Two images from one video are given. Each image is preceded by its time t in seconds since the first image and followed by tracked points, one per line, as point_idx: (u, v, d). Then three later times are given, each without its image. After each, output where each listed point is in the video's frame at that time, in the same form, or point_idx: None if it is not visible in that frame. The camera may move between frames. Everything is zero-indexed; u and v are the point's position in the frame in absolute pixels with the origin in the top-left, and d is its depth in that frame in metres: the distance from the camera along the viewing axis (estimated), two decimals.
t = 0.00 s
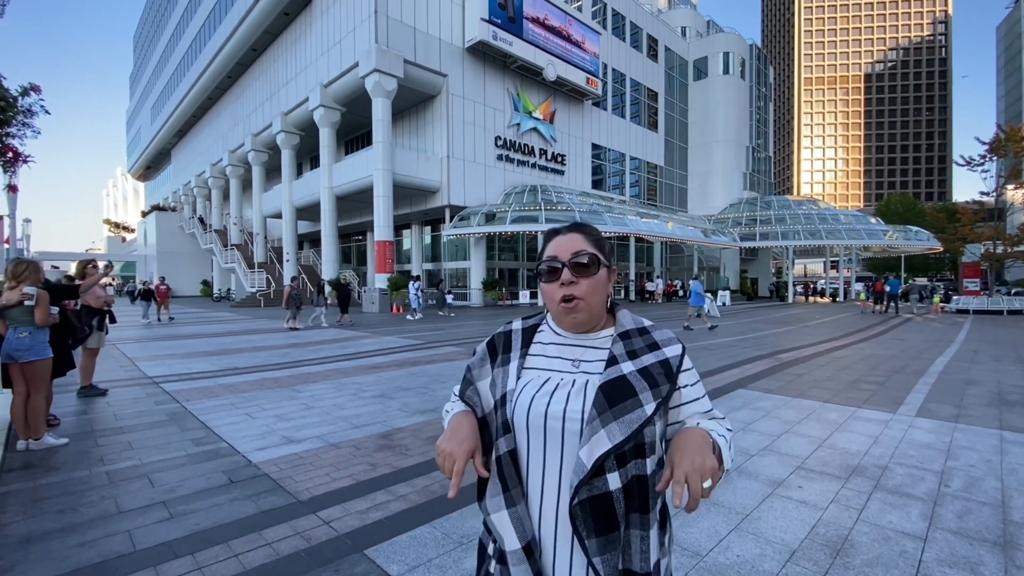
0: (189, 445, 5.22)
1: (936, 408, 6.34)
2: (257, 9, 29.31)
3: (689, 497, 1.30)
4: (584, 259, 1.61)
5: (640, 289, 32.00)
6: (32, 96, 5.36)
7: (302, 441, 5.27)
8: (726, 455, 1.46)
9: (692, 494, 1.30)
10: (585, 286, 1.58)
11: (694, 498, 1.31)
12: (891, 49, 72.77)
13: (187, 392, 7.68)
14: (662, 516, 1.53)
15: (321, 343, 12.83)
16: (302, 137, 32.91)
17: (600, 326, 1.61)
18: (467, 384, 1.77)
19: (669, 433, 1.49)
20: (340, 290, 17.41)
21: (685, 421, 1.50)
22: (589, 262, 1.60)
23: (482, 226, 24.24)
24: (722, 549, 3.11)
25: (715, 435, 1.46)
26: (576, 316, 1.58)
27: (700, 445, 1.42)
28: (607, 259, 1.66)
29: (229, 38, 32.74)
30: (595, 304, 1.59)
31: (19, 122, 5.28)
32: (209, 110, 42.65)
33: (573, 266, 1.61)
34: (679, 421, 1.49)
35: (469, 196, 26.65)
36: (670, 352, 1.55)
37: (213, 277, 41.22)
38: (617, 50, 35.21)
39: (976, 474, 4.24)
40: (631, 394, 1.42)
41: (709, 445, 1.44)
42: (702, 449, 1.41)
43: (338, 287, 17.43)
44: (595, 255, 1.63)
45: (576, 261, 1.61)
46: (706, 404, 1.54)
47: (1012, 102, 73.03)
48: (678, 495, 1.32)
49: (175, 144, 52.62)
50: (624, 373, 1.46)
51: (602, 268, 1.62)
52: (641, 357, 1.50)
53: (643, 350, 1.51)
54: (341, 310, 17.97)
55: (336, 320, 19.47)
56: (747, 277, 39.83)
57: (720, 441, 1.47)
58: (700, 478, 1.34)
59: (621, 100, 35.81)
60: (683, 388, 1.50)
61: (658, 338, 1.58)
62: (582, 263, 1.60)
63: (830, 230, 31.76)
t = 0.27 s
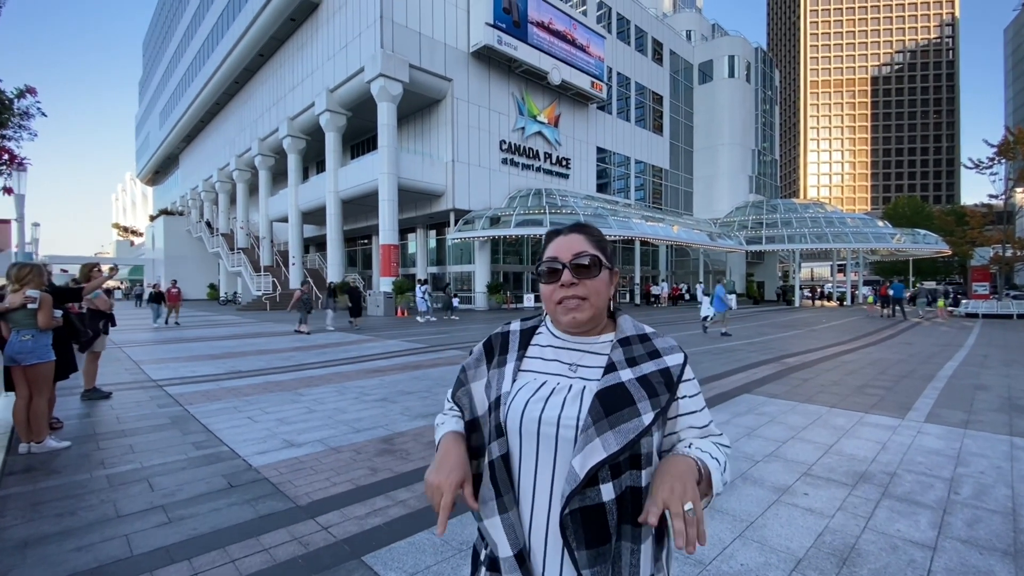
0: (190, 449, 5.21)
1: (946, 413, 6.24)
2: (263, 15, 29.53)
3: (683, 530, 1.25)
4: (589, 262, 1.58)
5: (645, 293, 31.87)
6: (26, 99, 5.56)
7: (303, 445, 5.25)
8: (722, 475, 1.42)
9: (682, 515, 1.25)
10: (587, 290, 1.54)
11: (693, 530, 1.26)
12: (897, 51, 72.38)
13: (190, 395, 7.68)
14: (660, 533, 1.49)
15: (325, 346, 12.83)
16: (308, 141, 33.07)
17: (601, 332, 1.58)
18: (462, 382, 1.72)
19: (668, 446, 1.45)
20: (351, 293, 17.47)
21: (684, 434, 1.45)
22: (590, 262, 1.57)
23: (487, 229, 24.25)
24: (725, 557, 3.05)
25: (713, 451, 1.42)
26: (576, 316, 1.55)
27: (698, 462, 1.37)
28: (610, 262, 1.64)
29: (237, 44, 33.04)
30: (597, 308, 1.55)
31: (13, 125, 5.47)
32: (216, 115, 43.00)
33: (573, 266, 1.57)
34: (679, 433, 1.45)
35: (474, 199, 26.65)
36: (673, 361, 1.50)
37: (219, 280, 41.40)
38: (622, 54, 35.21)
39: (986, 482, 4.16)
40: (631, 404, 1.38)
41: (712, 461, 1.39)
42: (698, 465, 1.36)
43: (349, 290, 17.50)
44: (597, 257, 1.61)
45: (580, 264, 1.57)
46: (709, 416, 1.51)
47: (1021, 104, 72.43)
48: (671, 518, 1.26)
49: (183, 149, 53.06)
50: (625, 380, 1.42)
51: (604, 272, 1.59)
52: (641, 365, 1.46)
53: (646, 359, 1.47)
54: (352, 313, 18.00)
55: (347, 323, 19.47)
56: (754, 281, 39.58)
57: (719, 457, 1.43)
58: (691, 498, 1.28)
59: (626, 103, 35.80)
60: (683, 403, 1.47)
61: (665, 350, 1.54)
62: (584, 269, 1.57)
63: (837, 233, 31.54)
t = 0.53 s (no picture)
0: (190, 455, 5.19)
1: (953, 419, 6.16)
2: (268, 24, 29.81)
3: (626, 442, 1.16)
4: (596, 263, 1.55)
5: (649, 298, 31.78)
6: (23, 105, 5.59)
7: (303, 451, 5.22)
8: (709, 487, 1.33)
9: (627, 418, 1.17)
10: (590, 292, 1.51)
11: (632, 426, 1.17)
12: (901, 56, 72.28)
13: (192, 401, 7.68)
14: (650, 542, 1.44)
15: (328, 352, 12.84)
16: (312, 148, 33.26)
17: (596, 334, 1.54)
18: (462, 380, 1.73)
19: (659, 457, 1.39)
20: (359, 301, 17.63)
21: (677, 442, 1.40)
22: (599, 264, 1.55)
23: (489, 234, 24.29)
24: (727, 566, 3.01)
25: (706, 461, 1.37)
26: (575, 316, 1.51)
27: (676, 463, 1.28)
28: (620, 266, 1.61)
29: (243, 52, 33.36)
30: (596, 308, 1.52)
31: (11, 130, 5.51)
32: (222, 122, 43.38)
33: (582, 267, 1.55)
34: (672, 440, 1.39)
35: (477, 205, 26.68)
36: (670, 370, 1.44)
37: (225, 286, 41.57)
38: (625, 59, 35.28)
39: (994, 488, 4.08)
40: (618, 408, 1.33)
41: (697, 472, 1.32)
42: (674, 466, 1.26)
43: (358, 297, 17.65)
44: (607, 257, 1.59)
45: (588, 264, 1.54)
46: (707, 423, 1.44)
47: None
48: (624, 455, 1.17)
49: (189, 156, 53.46)
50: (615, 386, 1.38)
51: (610, 275, 1.56)
52: (635, 371, 1.41)
53: (642, 364, 1.43)
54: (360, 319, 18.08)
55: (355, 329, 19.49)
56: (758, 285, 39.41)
57: (714, 467, 1.38)
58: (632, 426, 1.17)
59: (629, 109, 35.86)
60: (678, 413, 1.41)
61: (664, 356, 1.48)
62: (591, 268, 1.54)
63: (841, 238, 31.39)
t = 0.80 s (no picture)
0: (191, 462, 5.19)
1: (958, 425, 6.11)
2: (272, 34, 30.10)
3: (588, 454, 1.14)
4: (600, 275, 1.55)
5: (651, 304, 31.73)
6: (25, 114, 5.64)
7: (304, 458, 5.22)
8: (684, 505, 1.28)
9: (595, 450, 1.13)
10: (590, 306, 1.52)
11: (601, 456, 1.12)
12: (902, 61, 72.38)
13: (194, 408, 7.68)
14: (637, 554, 1.36)
15: (330, 359, 12.83)
16: (316, 155, 33.45)
17: (593, 347, 1.55)
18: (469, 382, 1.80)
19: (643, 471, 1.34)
20: (370, 309, 17.72)
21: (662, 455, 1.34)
22: (601, 279, 1.55)
23: (491, 241, 24.34)
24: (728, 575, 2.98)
25: (689, 476, 1.32)
26: (576, 333, 1.53)
27: (644, 474, 1.23)
28: (622, 278, 1.61)
29: (246, 61, 33.62)
30: (596, 321, 1.53)
31: (13, 141, 5.55)
32: (226, 130, 43.66)
33: (586, 280, 1.55)
34: (656, 454, 1.34)
35: (479, 211, 26.75)
36: (658, 382, 1.38)
37: (228, 293, 41.69)
38: (626, 66, 35.44)
39: (1000, 496, 4.04)
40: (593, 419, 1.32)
41: (672, 488, 1.27)
42: (643, 475, 1.23)
43: (368, 306, 17.76)
44: (611, 270, 1.61)
45: (590, 278, 1.55)
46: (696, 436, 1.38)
47: None
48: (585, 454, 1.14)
49: (193, 164, 53.82)
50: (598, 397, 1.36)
51: (610, 290, 1.55)
52: (621, 382, 1.37)
53: (629, 376, 1.39)
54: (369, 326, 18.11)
55: (364, 335, 19.50)
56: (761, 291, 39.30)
57: (698, 484, 1.33)
58: (608, 430, 1.15)
59: (630, 115, 35.99)
60: (665, 426, 1.35)
61: (654, 369, 1.42)
62: (594, 284, 1.55)
63: (844, 243, 31.30)
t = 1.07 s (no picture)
0: (192, 470, 5.18)
1: (962, 431, 6.08)
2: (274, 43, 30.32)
3: (572, 474, 1.13)
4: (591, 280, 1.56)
5: (653, 310, 31.70)
6: (30, 124, 5.67)
7: (305, 466, 5.20)
8: (677, 516, 1.24)
9: (577, 471, 1.12)
10: (579, 312, 1.53)
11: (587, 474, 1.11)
12: (902, 67, 72.64)
13: (196, 415, 7.67)
14: (627, 562, 1.32)
15: (331, 365, 12.81)
16: (317, 163, 33.59)
17: (586, 352, 1.55)
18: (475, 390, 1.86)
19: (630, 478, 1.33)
20: (377, 315, 17.73)
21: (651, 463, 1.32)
22: (592, 287, 1.55)
23: (492, 247, 24.36)
24: None
25: (682, 484, 1.29)
26: (568, 340, 1.54)
27: (632, 484, 1.19)
28: (616, 280, 1.61)
29: (249, 69, 33.88)
30: (587, 322, 1.53)
31: (17, 149, 5.58)
32: (229, 138, 43.89)
33: (575, 288, 1.56)
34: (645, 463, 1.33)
35: (480, 217, 26.79)
36: (649, 391, 1.37)
37: (229, 300, 41.71)
38: (626, 74, 35.62)
39: (1006, 503, 4.01)
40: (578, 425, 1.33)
41: (664, 497, 1.23)
42: (632, 488, 1.19)
43: (375, 312, 17.77)
44: (604, 273, 1.61)
45: (582, 284, 1.55)
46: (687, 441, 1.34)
47: None
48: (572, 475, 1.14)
49: (196, 172, 54.10)
50: (585, 404, 1.37)
51: (601, 294, 1.55)
52: (610, 389, 1.38)
53: (619, 383, 1.39)
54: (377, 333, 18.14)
55: (370, 343, 19.52)
56: (763, 296, 39.22)
57: (692, 491, 1.30)
58: (589, 450, 1.14)
59: (631, 122, 36.13)
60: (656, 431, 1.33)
61: (645, 377, 1.40)
62: (585, 289, 1.55)
63: (846, 248, 31.27)
